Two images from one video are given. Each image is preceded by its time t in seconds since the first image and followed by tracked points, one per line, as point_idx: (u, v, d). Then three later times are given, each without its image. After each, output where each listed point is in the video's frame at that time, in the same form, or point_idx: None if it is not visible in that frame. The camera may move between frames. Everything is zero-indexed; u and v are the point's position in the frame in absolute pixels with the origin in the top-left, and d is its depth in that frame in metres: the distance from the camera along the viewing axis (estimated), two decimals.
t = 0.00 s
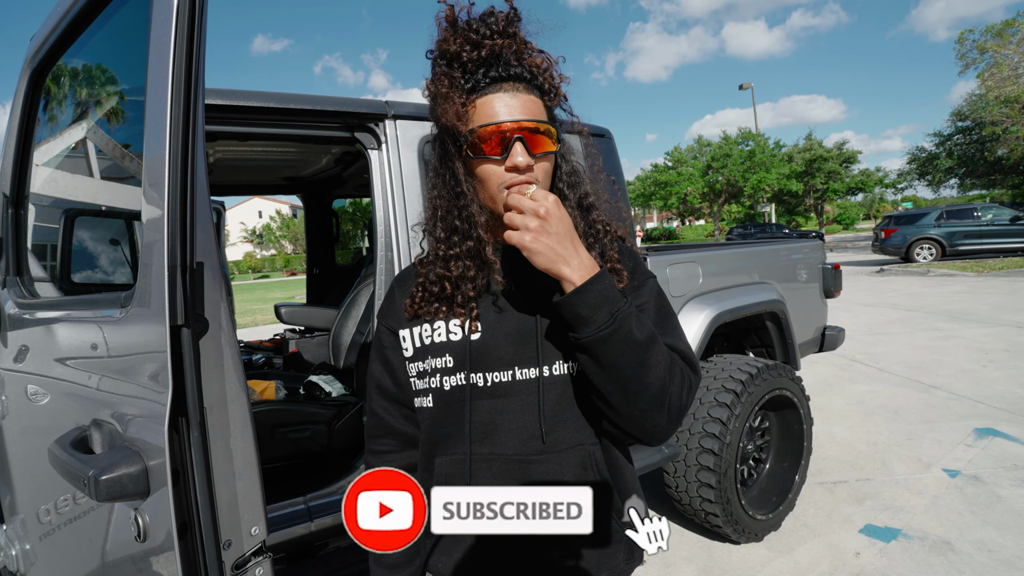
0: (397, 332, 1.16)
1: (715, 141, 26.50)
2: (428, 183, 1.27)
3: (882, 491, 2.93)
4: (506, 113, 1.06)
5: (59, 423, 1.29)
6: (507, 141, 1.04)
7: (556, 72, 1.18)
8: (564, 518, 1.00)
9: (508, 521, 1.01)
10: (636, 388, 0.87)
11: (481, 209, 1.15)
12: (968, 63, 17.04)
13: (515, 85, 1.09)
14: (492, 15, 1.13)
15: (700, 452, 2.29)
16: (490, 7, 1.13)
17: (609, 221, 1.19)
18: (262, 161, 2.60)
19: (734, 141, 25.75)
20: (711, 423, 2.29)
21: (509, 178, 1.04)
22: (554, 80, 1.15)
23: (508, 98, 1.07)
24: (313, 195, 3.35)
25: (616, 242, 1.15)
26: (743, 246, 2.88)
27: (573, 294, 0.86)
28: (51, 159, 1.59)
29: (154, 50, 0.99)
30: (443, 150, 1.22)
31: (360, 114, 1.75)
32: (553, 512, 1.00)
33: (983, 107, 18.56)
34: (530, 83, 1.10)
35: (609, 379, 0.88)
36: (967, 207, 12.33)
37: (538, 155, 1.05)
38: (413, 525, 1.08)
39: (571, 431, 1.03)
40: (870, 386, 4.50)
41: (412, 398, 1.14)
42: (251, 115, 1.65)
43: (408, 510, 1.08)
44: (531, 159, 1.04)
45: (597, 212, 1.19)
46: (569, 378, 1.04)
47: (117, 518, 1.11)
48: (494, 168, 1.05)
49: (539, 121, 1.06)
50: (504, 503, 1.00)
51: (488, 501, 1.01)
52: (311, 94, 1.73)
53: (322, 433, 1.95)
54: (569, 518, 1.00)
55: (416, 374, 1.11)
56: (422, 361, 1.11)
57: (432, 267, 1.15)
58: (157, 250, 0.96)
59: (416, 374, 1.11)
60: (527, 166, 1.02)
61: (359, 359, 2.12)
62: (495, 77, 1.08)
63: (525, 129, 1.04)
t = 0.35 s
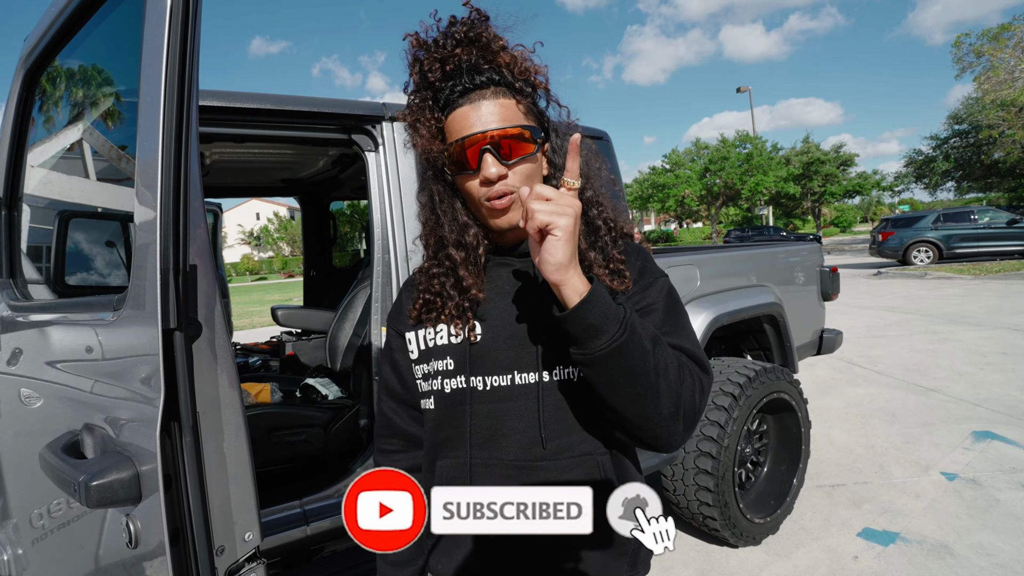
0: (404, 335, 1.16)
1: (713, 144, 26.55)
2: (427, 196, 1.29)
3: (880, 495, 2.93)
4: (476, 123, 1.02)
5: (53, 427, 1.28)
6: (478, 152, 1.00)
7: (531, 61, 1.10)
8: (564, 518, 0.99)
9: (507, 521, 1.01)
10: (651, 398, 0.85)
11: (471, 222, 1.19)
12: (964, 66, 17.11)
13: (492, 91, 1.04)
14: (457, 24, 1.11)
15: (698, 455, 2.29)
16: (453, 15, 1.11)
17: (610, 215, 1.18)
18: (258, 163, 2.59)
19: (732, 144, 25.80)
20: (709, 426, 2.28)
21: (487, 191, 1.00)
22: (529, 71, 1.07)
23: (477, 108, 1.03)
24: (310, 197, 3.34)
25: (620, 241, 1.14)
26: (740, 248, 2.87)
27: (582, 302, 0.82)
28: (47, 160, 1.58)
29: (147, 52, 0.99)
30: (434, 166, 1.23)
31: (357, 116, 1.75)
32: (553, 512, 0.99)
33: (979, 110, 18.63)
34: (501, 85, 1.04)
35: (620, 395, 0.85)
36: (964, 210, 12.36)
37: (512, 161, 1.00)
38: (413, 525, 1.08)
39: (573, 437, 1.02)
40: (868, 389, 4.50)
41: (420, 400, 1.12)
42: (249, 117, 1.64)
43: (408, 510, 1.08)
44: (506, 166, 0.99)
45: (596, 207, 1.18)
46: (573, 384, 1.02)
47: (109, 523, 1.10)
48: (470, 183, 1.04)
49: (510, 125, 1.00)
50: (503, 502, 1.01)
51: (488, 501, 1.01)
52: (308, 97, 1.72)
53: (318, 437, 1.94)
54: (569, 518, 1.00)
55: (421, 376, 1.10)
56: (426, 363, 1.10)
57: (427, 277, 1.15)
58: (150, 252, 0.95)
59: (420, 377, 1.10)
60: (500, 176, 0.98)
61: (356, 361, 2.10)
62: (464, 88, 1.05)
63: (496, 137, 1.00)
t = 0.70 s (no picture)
0: (399, 339, 1.16)
1: (720, 147, 26.43)
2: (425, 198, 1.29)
3: (890, 503, 2.90)
4: (472, 124, 1.01)
5: (60, 428, 1.29)
6: (473, 153, 0.99)
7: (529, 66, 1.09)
8: (564, 518, 0.98)
9: (508, 521, 1.00)
10: (641, 405, 0.85)
11: (467, 224, 1.20)
12: (977, 70, 16.98)
13: (488, 93, 1.04)
14: (456, 27, 1.10)
15: (704, 462, 2.27)
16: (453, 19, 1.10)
17: (610, 221, 1.17)
18: (265, 167, 2.60)
19: (740, 147, 25.68)
20: (715, 432, 2.27)
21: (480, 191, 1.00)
22: (526, 76, 1.06)
23: (474, 109, 1.02)
24: (317, 201, 3.35)
25: (621, 247, 1.12)
26: (745, 253, 2.86)
27: (575, 301, 0.83)
28: (58, 163, 1.60)
29: (152, 58, 1.00)
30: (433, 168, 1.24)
31: (362, 121, 1.75)
32: (553, 512, 0.98)
33: (991, 113, 18.47)
34: (498, 88, 1.03)
35: (611, 397, 0.84)
36: (976, 213, 12.23)
37: (507, 160, 0.99)
38: (413, 525, 1.05)
39: (566, 447, 1.01)
40: (878, 394, 4.45)
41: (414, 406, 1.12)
42: (255, 121, 1.65)
43: (408, 510, 1.05)
44: (499, 166, 0.99)
45: (594, 213, 1.17)
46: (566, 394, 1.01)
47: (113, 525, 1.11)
48: (464, 184, 1.02)
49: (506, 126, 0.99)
50: (501, 502, 0.99)
51: (488, 501, 0.99)
52: (314, 101, 1.73)
53: (321, 440, 1.94)
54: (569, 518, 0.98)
55: (416, 381, 1.10)
56: (421, 369, 1.10)
57: (421, 282, 1.16)
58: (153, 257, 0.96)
59: (415, 382, 1.11)
60: (494, 176, 0.97)
61: (360, 365, 2.11)
62: (460, 90, 1.04)
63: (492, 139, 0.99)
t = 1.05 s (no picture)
0: (390, 345, 1.14)
1: (732, 151, 26.28)
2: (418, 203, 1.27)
3: (904, 514, 2.84)
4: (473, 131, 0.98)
5: (66, 430, 1.29)
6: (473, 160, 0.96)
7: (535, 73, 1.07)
8: (563, 518, 0.97)
9: (508, 521, 0.99)
10: (662, 405, 0.84)
11: (460, 227, 1.18)
12: (993, 73, 16.76)
13: (491, 98, 1.01)
14: (463, 30, 1.09)
15: (712, 469, 2.24)
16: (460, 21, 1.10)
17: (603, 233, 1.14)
18: (274, 171, 2.62)
19: (752, 151, 25.53)
20: (722, 439, 2.24)
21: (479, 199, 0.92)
22: (530, 83, 1.04)
23: (476, 114, 0.99)
24: (326, 204, 3.37)
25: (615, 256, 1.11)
26: (755, 258, 2.83)
27: (576, 315, 0.79)
28: (70, 166, 1.62)
29: (155, 61, 1.00)
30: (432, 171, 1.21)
31: (369, 125, 1.76)
32: (552, 512, 0.97)
33: (1009, 117, 18.21)
34: (502, 93, 1.01)
35: (628, 403, 0.82)
36: (992, 219, 12.06)
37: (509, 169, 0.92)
38: (413, 525, 1.05)
39: (564, 453, 0.99)
40: (891, 402, 4.38)
41: (403, 413, 1.11)
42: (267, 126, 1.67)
43: (408, 511, 1.05)
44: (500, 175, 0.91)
45: (589, 225, 1.15)
46: (565, 399, 1.00)
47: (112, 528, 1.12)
48: (462, 187, 0.99)
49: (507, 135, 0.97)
50: (501, 503, 0.99)
51: (488, 501, 0.99)
52: (322, 105, 1.73)
53: (326, 443, 1.93)
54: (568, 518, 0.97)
55: (407, 389, 1.09)
56: (414, 375, 1.09)
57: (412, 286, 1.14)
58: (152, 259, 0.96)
59: (407, 389, 1.09)
60: (493, 184, 0.90)
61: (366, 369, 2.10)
62: (463, 93, 1.02)
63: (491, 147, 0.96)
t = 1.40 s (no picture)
0: (390, 354, 1.09)
1: (720, 157, 26.51)
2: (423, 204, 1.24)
3: (901, 518, 2.84)
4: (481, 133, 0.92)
5: (45, 444, 1.23)
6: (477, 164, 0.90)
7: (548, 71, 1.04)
8: (563, 518, 0.91)
9: (508, 521, 0.93)
10: (695, 392, 0.81)
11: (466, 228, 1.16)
12: (976, 83, 17.08)
13: (499, 97, 0.97)
14: (473, 22, 1.06)
15: (712, 476, 2.22)
16: (470, 14, 1.07)
17: (616, 240, 1.12)
18: (267, 172, 2.56)
19: (740, 157, 25.77)
20: (723, 445, 2.22)
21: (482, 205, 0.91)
22: (542, 81, 1.00)
23: (484, 114, 0.93)
24: (319, 207, 3.32)
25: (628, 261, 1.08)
26: (752, 263, 2.82)
27: (599, 302, 0.74)
28: (52, 166, 1.55)
29: (144, 55, 0.96)
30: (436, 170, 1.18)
31: (367, 125, 1.71)
32: (552, 513, 0.92)
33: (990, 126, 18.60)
34: (511, 92, 0.97)
35: (658, 393, 0.78)
36: (976, 224, 12.26)
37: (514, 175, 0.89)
38: (414, 525, 0.99)
39: (579, 466, 0.96)
40: (884, 406, 4.40)
41: (405, 427, 1.06)
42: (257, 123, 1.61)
43: (408, 510, 0.99)
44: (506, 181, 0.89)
45: (601, 233, 1.12)
46: (580, 409, 0.98)
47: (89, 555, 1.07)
48: (465, 192, 0.95)
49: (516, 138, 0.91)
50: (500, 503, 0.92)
51: (488, 501, 0.92)
52: (318, 104, 1.69)
53: (321, 454, 1.88)
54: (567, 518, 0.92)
55: (409, 401, 1.04)
56: (417, 386, 1.04)
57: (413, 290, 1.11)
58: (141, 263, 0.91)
59: (408, 402, 1.04)
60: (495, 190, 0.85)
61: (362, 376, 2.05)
62: (470, 91, 0.98)
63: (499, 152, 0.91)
